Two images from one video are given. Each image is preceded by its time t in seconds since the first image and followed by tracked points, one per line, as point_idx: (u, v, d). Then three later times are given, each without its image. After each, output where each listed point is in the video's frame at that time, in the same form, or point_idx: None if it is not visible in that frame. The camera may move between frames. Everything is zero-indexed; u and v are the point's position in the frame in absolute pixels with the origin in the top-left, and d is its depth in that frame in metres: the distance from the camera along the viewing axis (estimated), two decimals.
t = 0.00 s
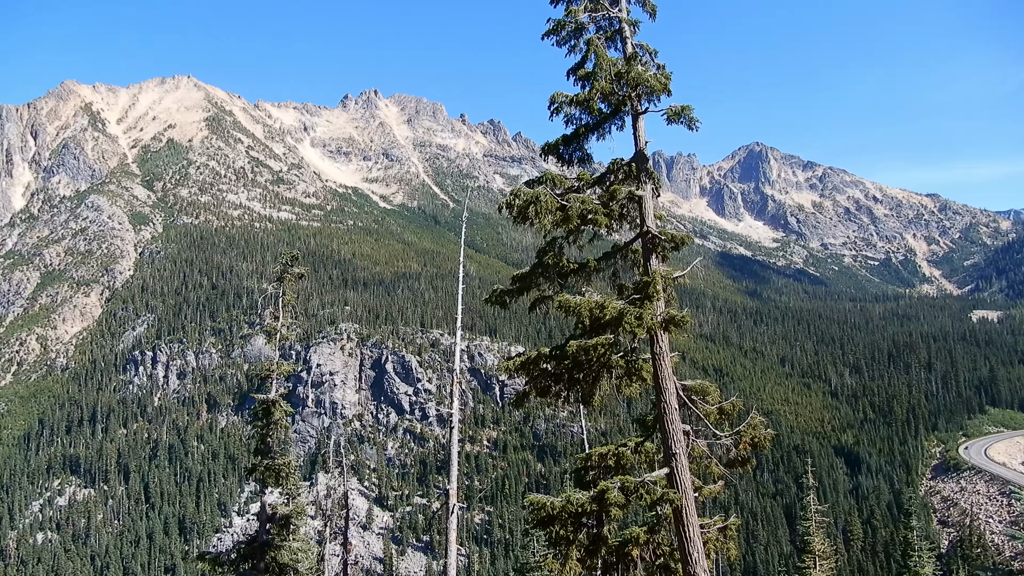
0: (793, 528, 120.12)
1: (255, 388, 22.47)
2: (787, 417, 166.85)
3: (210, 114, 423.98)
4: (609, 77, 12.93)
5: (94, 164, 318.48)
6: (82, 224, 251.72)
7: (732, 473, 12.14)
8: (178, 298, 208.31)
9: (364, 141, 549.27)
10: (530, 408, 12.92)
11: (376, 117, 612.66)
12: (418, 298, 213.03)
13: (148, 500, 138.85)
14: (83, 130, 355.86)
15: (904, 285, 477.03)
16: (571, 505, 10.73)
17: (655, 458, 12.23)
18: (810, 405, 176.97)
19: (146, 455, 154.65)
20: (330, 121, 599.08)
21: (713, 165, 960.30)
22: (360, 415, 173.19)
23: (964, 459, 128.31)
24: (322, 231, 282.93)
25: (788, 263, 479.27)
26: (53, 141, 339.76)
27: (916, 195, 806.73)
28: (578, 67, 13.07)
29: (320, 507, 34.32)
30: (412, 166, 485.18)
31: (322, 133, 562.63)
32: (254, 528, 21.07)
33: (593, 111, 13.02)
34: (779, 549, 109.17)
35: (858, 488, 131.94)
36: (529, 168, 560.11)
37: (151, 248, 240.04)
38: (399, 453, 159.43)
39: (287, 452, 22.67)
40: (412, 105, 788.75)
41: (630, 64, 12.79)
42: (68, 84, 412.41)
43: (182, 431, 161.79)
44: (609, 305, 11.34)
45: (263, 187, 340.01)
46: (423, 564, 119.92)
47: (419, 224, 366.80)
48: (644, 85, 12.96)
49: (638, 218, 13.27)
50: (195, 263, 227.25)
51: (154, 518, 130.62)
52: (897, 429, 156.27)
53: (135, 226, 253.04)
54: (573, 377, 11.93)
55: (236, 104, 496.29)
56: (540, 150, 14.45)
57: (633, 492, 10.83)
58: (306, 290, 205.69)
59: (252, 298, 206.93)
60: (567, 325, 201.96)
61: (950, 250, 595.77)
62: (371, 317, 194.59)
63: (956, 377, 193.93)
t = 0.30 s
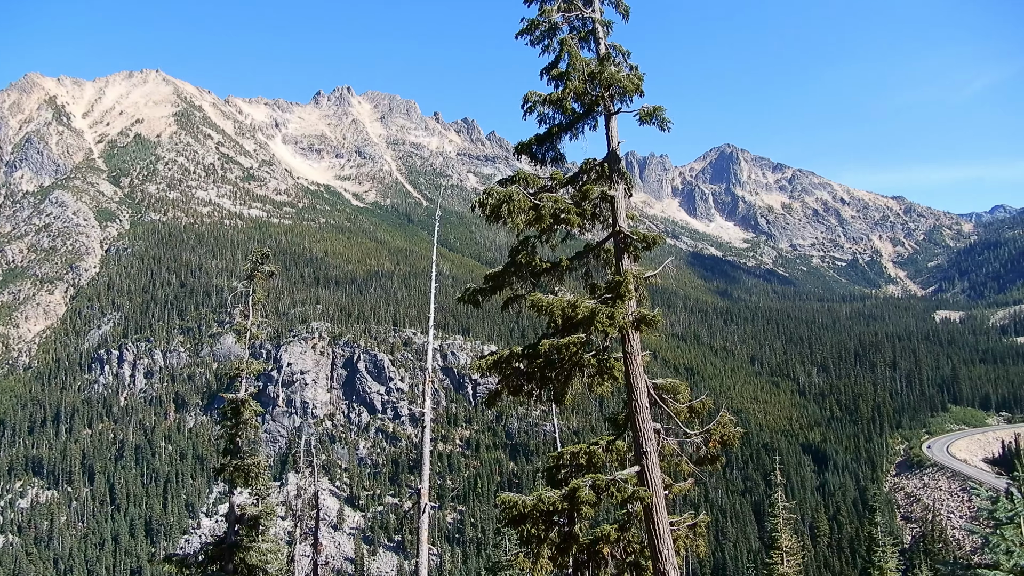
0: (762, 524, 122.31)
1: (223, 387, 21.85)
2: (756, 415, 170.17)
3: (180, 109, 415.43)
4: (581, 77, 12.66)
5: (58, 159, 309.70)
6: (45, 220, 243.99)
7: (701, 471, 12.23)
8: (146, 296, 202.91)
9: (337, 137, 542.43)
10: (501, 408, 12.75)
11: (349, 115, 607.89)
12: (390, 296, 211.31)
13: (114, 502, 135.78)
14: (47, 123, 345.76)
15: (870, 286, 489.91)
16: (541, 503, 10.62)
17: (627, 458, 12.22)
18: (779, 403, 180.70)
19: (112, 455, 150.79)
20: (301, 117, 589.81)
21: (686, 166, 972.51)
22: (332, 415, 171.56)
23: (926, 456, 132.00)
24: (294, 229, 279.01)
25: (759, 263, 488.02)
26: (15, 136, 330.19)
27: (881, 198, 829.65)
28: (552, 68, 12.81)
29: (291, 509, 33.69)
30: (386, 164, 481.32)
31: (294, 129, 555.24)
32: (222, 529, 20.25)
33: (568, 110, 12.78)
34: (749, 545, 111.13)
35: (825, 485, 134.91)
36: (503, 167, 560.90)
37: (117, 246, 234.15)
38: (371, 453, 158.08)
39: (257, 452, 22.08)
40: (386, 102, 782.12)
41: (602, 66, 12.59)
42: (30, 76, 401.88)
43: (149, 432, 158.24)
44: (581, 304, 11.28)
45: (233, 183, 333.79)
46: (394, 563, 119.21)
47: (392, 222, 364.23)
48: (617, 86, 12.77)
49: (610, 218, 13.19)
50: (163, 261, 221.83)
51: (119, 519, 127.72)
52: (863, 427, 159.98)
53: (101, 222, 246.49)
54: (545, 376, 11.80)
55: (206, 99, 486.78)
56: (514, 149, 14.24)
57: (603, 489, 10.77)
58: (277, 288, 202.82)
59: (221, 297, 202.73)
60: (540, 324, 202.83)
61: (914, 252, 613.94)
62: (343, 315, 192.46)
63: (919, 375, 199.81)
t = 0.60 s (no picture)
0: (731, 521, 123.22)
1: (191, 384, 21.24)
2: (726, 414, 171.50)
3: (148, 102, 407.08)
4: (556, 76, 12.27)
5: (18, 152, 305.15)
6: (5, 213, 237.42)
7: (670, 469, 12.07)
8: (112, 292, 198.85)
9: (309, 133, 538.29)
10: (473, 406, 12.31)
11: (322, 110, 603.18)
12: (362, 293, 209.74)
13: (78, 502, 133.31)
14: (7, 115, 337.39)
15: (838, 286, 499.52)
16: (513, 500, 10.20)
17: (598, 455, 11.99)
18: (748, 401, 182.11)
19: (76, 454, 147.99)
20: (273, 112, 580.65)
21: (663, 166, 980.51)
22: (302, 413, 170.07)
23: (891, 454, 134.42)
24: (264, 224, 274.93)
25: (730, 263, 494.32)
26: None
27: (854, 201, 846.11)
28: (527, 66, 12.47)
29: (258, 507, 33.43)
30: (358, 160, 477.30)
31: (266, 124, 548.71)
32: (190, 528, 19.75)
33: (541, 109, 12.38)
34: (718, 542, 111.38)
35: (792, 482, 136.21)
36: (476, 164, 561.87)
37: (82, 240, 229.13)
38: (341, 451, 157.12)
39: (226, 450, 21.56)
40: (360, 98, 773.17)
41: (576, 64, 12.17)
42: None
43: (114, 431, 155.13)
44: (552, 301, 10.85)
45: (203, 178, 328.41)
46: (365, 562, 118.70)
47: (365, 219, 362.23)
48: (592, 85, 12.35)
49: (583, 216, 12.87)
50: (129, 256, 217.84)
51: (82, 520, 125.45)
52: (829, 424, 162.03)
53: (65, 216, 241.21)
54: (517, 374, 11.41)
55: (175, 93, 478.42)
56: (487, 146, 13.81)
57: (574, 487, 10.49)
58: (247, 284, 200.25)
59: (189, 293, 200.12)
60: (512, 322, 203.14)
61: (882, 254, 628.31)
62: (314, 312, 190.60)
63: (884, 375, 203.22)
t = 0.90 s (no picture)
0: (700, 517, 124.26)
1: (157, 380, 19.96)
2: (696, 410, 172.87)
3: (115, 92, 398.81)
4: (530, 72, 11.69)
5: None
6: None
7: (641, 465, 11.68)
8: (76, 286, 194.53)
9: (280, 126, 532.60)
10: (444, 403, 11.67)
11: (294, 103, 597.07)
12: (333, 289, 208.28)
13: (40, 500, 131.14)
14: None
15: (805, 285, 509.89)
16: (483, 497, 9.75)
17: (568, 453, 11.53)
18: (720, 398, 183.21)
19: (39, 451, 145.78)
20: (244, 105, 573.22)
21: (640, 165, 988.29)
22: (272, 409, 168.98)
23: (856, 450, 136.94)
24: (235, 218, 271.07)
25: (701, 260, 500.27)
26: None
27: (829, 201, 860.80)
28: (499, 63, 11.92)
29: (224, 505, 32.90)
30: (330, 154, 473.11)
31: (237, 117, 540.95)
32: (154, 526, 18.52)
33: (514, 106, 11.86)
34: (687, 536, 112.15)
35: (760, 478, 137.48)
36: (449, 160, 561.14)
37: (45, 233, 224.20)
38: (312, 447, 156.62)
39: (194, 447, 20.37)
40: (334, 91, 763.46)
41: (549, 61, 11.56)
42: None
43: (78, 427, 152.78)
44: (523, 297, 10.30)
45: (172, 171, 323.21)
46: (335, 559, 118.32)
47: (337, 213, 359.92)
48: (565, 82, 11.75)
49: (557, 213, 12.23)
50: (95, 249, 212.77)
51: (44, 518, 123.41)
52: (797, 422, 164.62)
53: (27, 208, 235.50)
54: (487, 371, 10.85)
55: (143, 83, 469.00)
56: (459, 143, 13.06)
57: (544, 483, 10.07)
58: (216, 279, 197.96)
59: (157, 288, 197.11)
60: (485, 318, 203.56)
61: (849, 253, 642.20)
62: (285, 307, 188.74)
63: (850, 372, 205.88)
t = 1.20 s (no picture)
0: (670, 511, 125.08)
1: (123, 375, 19.31)
2: (667, 406, 173.60)
3: (82, 81, 389.28)
4: (504, 68, 11.38)
5: None
6: None
7: (611, 460, 11.63)
8: (38, 279, 189.24)
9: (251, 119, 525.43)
10: (415, 399, 11.46)
11: (265, 96, 590.52)
12: (305, 283, 206.39)
13: None
14: None
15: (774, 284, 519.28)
16: (452, 493, 9.66)
17: (539, 448, 11.43)
18: (690, 394, 184.29)
19: None
20: (215, 97, 566.15)
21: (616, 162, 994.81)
22: (241, 405, 168.01)
23: (823, 446, 139.37)
24: (204, 212, 267.41)
25: (673, 257, 505.90)
26: None
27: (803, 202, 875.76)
28: (475, 57, 11.58)
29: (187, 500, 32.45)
30: (303, 148, 469.17)
31: (207, 108, 532.98)
32: (120, 522, 17.95)
33: (490, 101, 11.49)
34: (657, 531, 113.12)
35: (729, 473, 138.70)
36: (424, 154, 559.62)
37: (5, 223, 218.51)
38: (282, 444, 156.86)
39: (160, 443, 19.79)
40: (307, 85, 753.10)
41: (525, 57, 11.32)
42: None
43: (40, 424, 150.48)
44: (497, 293, 10.13)
45: (139, 162, 317.46)
46: (306, 556, 119.61)
47: (309, 207, 357.18)
48: (540, 79, 11.54)
49: (530, 210, 12.07)
50: (60, 241, 206.81)
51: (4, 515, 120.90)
52: (764, 417, 166.78)
53: None
54: (460, 366, 10.65)
55: (111, 73, 458.96)
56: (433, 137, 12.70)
57: (515, 479, 9.94)
58: (185, 273, 194.98)
59: (123, 282, 193.41)
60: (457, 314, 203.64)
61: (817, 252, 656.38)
62: (256, 302, 185.05)
63: (817, 369, 208.20)
